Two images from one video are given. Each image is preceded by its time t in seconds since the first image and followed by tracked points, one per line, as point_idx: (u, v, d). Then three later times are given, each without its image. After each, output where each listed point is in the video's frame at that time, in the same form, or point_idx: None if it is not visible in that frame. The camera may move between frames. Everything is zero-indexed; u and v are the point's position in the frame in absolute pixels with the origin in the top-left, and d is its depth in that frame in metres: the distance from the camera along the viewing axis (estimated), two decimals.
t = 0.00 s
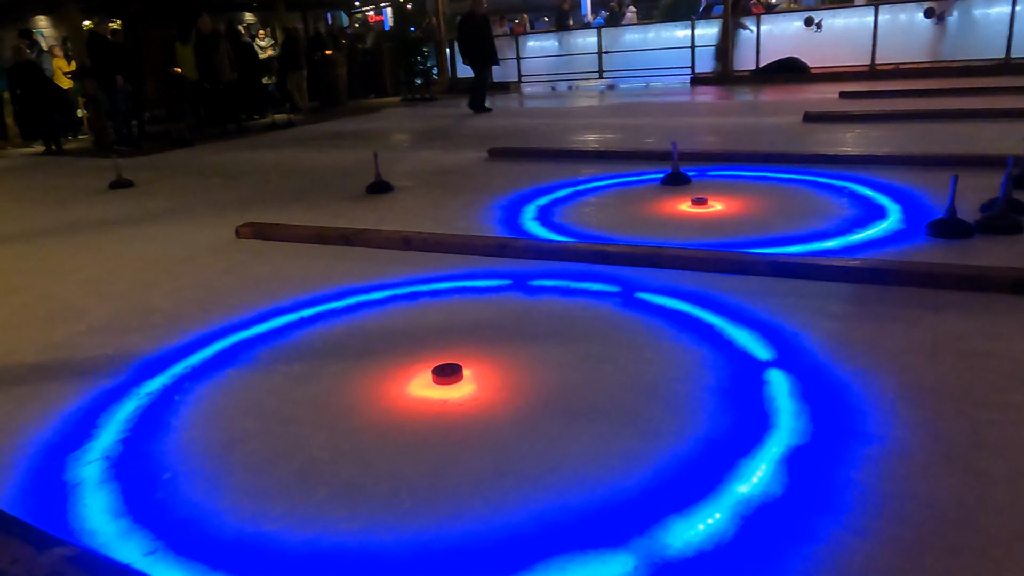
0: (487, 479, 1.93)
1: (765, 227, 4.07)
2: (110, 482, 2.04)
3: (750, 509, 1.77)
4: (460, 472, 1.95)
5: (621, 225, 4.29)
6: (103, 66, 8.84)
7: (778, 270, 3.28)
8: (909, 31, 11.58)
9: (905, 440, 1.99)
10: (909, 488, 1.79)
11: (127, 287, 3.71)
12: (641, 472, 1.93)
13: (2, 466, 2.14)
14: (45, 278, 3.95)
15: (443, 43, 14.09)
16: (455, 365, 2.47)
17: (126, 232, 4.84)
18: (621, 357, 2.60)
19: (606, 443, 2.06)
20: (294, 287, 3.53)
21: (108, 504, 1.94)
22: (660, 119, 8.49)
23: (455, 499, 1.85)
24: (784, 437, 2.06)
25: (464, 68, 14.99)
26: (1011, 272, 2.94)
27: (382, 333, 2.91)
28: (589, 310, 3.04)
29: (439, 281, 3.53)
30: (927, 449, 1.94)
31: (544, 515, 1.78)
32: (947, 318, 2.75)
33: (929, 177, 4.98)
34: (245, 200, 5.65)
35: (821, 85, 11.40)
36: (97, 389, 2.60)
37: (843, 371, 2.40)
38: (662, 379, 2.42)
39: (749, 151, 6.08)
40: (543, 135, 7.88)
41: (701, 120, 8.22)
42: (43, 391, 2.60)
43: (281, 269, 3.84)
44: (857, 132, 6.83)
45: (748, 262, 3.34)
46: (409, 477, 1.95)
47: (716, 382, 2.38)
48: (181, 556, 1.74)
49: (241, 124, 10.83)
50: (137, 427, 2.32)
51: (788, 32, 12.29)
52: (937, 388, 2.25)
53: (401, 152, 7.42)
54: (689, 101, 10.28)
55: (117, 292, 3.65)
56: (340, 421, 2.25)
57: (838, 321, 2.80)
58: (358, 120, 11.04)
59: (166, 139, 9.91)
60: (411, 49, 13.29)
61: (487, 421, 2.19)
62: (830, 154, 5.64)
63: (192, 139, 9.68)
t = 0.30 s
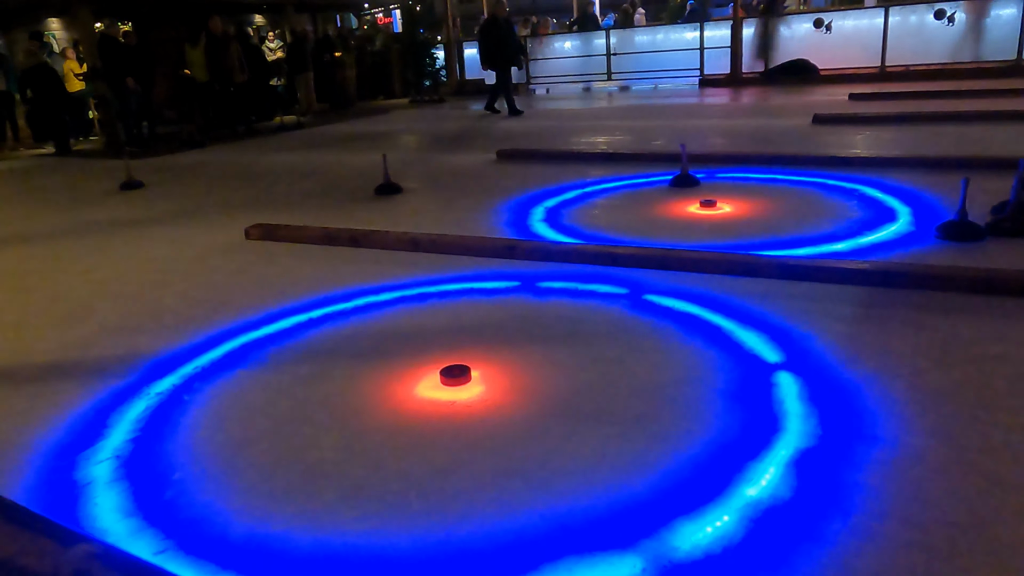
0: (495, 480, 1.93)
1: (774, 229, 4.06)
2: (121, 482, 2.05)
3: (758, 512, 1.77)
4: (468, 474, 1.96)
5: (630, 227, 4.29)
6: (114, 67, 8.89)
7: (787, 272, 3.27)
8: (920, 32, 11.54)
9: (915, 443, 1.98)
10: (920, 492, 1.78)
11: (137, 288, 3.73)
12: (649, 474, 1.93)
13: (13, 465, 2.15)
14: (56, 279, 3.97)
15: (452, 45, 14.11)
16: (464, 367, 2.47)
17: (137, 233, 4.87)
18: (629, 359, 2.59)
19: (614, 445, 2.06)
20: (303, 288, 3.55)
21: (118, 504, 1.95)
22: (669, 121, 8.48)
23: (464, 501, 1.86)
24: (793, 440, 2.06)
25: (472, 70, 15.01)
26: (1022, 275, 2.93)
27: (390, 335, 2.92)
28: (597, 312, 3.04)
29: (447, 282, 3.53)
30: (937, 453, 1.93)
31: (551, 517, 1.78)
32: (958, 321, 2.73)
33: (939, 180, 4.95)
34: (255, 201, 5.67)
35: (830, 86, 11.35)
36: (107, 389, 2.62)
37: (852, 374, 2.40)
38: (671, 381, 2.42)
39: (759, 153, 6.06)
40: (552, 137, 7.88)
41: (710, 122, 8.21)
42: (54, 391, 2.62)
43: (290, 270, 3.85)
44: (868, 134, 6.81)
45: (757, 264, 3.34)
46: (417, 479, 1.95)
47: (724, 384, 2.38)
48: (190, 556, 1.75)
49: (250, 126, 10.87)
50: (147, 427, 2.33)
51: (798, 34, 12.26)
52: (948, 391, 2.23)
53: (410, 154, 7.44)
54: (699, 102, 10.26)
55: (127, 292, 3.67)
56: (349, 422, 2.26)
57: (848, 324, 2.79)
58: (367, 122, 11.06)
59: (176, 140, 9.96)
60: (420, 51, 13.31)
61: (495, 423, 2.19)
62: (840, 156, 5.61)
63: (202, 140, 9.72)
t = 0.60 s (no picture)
0: (502, 481, 1.93)
1: (783, 231, 4.05)
2: (130, 481, 2.06)
3: (766, 515, 1.76)
4: (477, 475, 1.96)
5: (638, 229, 4.28)
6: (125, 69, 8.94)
7: (796, 275, 3.26)
8: (930, 34, 11.48)
9: (927, 448, 1.97)
10: (931, 496, 1.77)
11: (147, 288, 3.75)
12: (657, 476, 1.92)
13: (24, 464, 2.17)
14: (67, 279, 3.99)
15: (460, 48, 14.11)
16: (472, 368, 2.47)
17: (146, 234, 4.89)
18: (637, 360, 2.59)
19: (622, 447, 2.06)
20: (311, 290, 3.56)
21: (128, 503, 1.96)
22: (678, 123, 8.47)
23: (472, 502, 1.86)
24: (802, 443, 2.05)
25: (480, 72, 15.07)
26: None
27: (398, 336, 2.93)
28: (605, 314, 3.04)
29: (455, 283, 3.54)
30: (947, 456, 1.92)
31: (558, 518, 1.78)
32: (969, 324, 2.72)
33: (949, 182, 4.93)
34: (264, 202, 5.69)
35: (841, 88, 11.31)
36: (117, 388, 2.63)
37: (861, 376, 2.39)
38: (678, 383, 2.42)
39: (767, 155, 6.05)
40: (560, 139, 7.88)
41: (719, 124, 8.20)
42: (64, 391, 2.63)
43: (299, 271, 3.86)
44: (877, 137, 6.78)
45: (765, 266, 3.33)
46: (425, 480, 1.95)
47: (732, 387, 2.37)
48: (200, 556, 1.75)
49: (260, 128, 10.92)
50: (157, 427, 2.34)
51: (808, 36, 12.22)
52: (957, 394, 2.23)
53: (418, 155, 7.45)
54: (707, 104, 10.24)
55: (137, 293, 3.68)
56: (357, 423, 2.26)
57: (858, 327, 2.78)
58: (375, 123, 11.09)
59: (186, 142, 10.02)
60: (429, 53, 13.35)
61: (503, 424, 2.19)
62: (850, 158, 5.59)
63: (212, 142, 9.77)
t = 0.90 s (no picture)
0: (512, 482, 1.93)
1: (794, 234, 4.04)
2: (141, 481, 2.08)
3: (777, 519, 1.75)
4: (485, 476, 1.96)
5: (648, 231, 4.27)
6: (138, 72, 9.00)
7: (807, 278, 3.25)
8: (943, 36, 11.38)
9: (940, 453, 1.95)
10: (944, 501, 1.76)
11: (159, 289, 3.77)
12: (665, 479, 1.92)
13: (36, 463, 2.19)
14: (80, 280, 4.02)
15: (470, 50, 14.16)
16: (481, 370, 2.47)
17: (158, 235, 4.92)
18: (646, 363, 2.59)
19: (631, 450, 2.05)
20: (321, 291, 3.57)
21: (139, 503, 1.97)
22: (688, 125, 8.46)
23: (480, 504, 1.86)
24: (812, 446, 2.04)
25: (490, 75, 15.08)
26: None
27: (408, 338, 2.93)
28: (615, 316, 3.04)
29: (465, 285, 3.54)
30: (960, 462, 1.91)
31: (567, 520, 1.78)
32: (982, 328, 2.70)
33: (962, 185, 4.91)
34: (275, 204, 5.71)
35: (853, 90, 11.26)
36: (128, 388, 2.65)
37: (873, 380, 2.37)
38: (688, 386, 2.41)
39: (778, 157, 6.03)
40: (570, 141, 7.88)
41: (730, 126, 8.18)
42: (76, 391, 2.65)
43: (310, 272, 3.88)
44: (889, 139, 6.75)
45: (776, 269, 3.31)
46: (434, 482, 1.95)
47: (742, 390, 2.36)
48: (210, 555, 1.76)
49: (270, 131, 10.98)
50: (168, 427, 2.35)
51: (819, 37, 12.19)
52: (969, 399, 2.21)
53: (428, 157, 7.47)
54: (718, 106, 10.22)
55: (149, 293, 3.71)
56: (367, 425, 2.27)
57: (869, 330, 2.76)
58: (385, 125, 11.12)
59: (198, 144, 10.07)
60: (439, 55, 13.39)
61: (512, 426, 2.19)
62: (861, 160, 5.56)
63: (223, 144, 9.82)
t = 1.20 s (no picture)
0: (519, 484, 1.93)
1: (803, 237, 4.02)
2: (150, 481, 2.09)
3: (785, 523, 1.74)
4: (493, 479, 1.96)
5: (656, 234, 4.26)
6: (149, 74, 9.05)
7: (816, 282, 3.23)
8: (955, 39, 11.29)
9: (952, 458, 1.94)
10: (956, 506, 1.75)
11: (169, 290, 3.79)
12: (673, 482, 1.91)
13: (47, 462, 2.20)
14: (90, 280, 4.05)
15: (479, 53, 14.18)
16: (489, 372, 2.47)
17: (168, 237, 4.95)
18: (654, 366, 2.59)
19: (639, 453, 2.05)
20: (330, 293, 3.58)
21: (149, 503, 1.98)
22: (697, 128, 8.44)
23: (488, 506, 1.86)
24: (821, 450, 2.03)
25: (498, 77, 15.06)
26: None
27: (416, 339, 2.93)
28: (623, 318, 3.03)
29: (473, 288, 3.54)
30: (972, 467, 1.89)
31: (575, 523, 1.77)
32: (993, 333, 2.68)
33: (973, 188, 4.87)
34: (284, 206, 5.74)
35: (862, 93, 11.23)
36: (138, 388, 2.66)
37: (883, 384, 2.36)
38: (696, 389, 2.40)
39: (788, 160, 6.01)
40: (578, 144, 7.88)
41: (739, 129, 8.16)
42: (87, 391, 2.67)
43: (318, 274, 3.89)
44: (900, 142, 6.72)
45: (785, 272, 3.30)
46: (441, 484, 1.95)
47: (750, 393, 2.35)
48: (219, 555, 1.77)
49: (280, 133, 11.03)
50: (177, 427, 2.37)
51: (828, 40, 12.15)
52: (980, 404, 2.19)
53: (437, 159, 7.48)
54: (727, 109, 10.20)
55: (158, 294, 3.73)
56: (374, 426, 2.27)
57: (879, 334, 2.75)
58: (394, 127, 11.15)
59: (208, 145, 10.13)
60: (447, 58, 13.41)
61: (520, 428, 2.20)
62: (872, 163, 5.53)
63: (233, 145, 9.87)
